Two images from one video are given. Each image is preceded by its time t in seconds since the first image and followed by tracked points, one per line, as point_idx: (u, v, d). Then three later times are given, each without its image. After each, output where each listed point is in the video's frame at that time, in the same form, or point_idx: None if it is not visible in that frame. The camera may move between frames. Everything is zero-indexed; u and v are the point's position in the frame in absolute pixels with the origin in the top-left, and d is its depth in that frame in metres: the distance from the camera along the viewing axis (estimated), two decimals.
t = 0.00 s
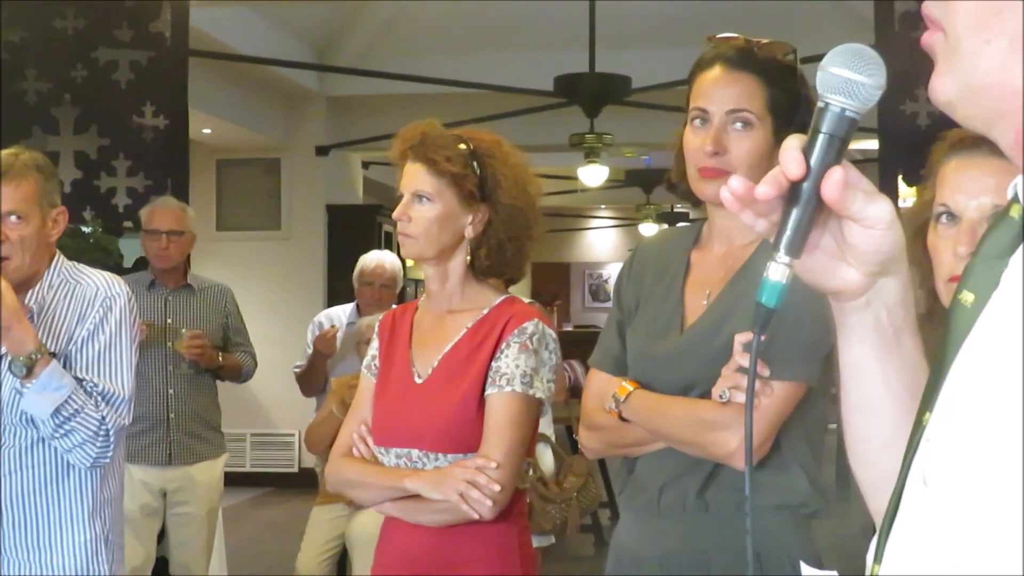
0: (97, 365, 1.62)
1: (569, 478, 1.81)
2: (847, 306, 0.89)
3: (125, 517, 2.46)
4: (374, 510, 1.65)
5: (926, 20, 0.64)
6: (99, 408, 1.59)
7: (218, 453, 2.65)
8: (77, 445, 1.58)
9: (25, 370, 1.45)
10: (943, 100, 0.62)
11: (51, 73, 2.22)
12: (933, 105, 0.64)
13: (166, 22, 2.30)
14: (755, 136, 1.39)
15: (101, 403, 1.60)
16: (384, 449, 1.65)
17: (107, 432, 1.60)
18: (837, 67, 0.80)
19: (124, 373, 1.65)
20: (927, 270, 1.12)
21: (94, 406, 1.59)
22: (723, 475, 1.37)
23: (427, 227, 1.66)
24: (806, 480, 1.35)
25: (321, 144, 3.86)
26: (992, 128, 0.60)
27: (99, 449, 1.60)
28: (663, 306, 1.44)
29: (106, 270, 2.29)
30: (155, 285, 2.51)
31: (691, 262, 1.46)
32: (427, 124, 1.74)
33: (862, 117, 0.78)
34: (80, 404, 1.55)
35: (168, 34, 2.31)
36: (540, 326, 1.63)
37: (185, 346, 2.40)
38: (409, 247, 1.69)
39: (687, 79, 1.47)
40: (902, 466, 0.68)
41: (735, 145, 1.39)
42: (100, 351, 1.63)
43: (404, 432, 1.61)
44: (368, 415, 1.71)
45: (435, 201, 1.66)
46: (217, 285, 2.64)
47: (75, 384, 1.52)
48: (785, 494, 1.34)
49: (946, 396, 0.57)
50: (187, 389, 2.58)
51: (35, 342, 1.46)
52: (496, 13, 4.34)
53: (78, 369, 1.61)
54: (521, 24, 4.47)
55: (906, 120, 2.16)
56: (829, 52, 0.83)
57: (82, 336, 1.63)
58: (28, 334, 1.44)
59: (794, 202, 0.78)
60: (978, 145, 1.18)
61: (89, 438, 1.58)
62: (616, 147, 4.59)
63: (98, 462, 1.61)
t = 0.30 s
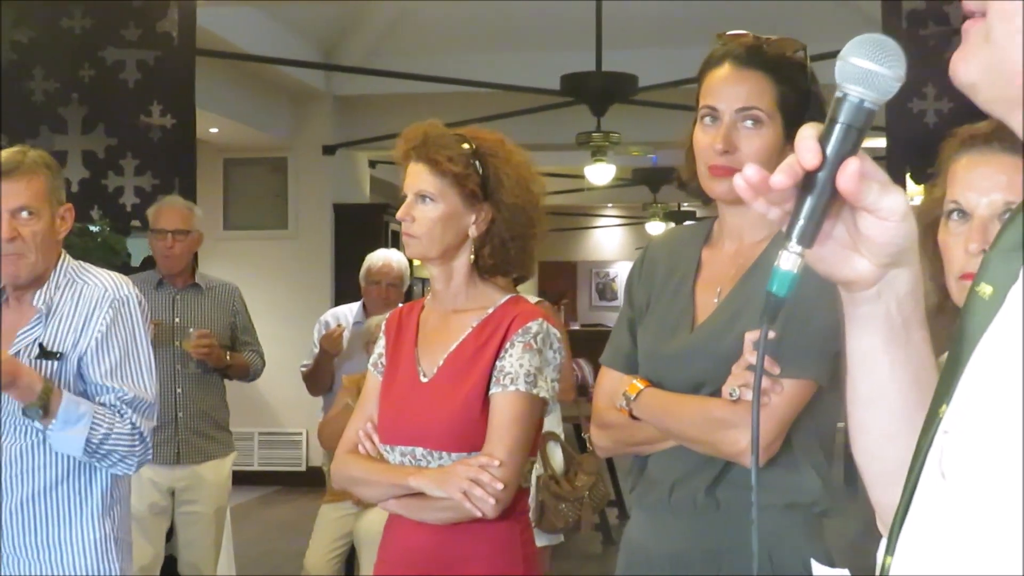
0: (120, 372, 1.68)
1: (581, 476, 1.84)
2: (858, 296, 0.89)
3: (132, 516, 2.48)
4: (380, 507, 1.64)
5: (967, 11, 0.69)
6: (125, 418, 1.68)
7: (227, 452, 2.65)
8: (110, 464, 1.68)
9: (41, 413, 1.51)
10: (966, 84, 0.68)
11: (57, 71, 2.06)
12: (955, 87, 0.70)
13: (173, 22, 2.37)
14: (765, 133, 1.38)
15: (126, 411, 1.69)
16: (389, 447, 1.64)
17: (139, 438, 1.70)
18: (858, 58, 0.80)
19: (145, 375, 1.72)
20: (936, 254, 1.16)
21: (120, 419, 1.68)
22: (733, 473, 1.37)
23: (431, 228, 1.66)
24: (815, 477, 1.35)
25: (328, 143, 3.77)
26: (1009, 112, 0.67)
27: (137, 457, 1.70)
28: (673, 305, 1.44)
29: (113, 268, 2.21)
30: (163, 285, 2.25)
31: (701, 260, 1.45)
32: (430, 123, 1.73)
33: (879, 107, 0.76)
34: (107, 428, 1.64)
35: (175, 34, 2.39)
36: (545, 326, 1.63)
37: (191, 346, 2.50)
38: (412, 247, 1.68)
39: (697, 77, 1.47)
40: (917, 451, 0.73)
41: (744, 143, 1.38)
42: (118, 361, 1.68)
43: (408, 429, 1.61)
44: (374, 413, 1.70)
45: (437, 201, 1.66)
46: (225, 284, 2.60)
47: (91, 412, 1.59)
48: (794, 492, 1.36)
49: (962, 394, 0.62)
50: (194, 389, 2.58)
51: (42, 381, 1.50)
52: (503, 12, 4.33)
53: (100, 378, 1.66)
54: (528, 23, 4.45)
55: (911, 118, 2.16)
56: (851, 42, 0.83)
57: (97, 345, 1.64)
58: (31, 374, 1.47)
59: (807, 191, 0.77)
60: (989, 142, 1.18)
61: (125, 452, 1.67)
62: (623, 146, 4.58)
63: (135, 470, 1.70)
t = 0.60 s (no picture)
0: (141, 373, 1.64)
1: (597, 472, 1.80)
2: (883, 287, 0.86)
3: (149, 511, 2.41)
4: (391, 503, 1.63)
5: None
6: (147, 423, 1.64)
7: (242, 448, 2.66)
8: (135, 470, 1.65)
9: (63, 439, 1.54)
10: (986, 74, 0.64)
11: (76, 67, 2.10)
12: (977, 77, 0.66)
13: (187, 18, 2.36)
14: (783, 129, 1.36)
15: (147, 414, 1.64)
16: (399, 442, 1.64)
17: (164, 440, 1.67)
18: (892, 48, 0.78)
19: (167, 377, 1.69)
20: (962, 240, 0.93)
21: (141, 424, 1.63)
22: (751, 471, 1.35)
23: (445, 225, 1.65)
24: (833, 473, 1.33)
25: (343, 139, 3.77)
26: None
27: (165, 459, 1.68)
28: (689, 301, 1.43)
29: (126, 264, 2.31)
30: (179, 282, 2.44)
31: (719, 255, 1.44)
32: (442, 121, 1.71)
33: (910, 98, 0.75)
34: (126, 443, 1.61)
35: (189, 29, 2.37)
36: (557, 324, 1.62)
37: (207, 343, 2.47)
38: (427, 244, 1.68)
39: (714, 72, 1.45)
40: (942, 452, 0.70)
41: (762, 138, 1.37)
42: (139, 365, 1.64)
43: (420, 425, 1.60)
44: (385, 408, 1.69)
45: (450, 199, 1.65)
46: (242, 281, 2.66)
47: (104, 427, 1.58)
48: (811, 489, 1.34)
49: (987, 385, 0.60)
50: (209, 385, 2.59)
51: (58, 405, 1.54)
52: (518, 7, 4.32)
53: (122, 380, 1.62)
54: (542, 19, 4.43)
55: (930, 113, 2.13)
56: (884, 32, 0.82)
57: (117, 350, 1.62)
58: (43, 402, 1.51)
59: (835, 179, 0.76)
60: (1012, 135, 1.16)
61: (151, 458, 1.65)
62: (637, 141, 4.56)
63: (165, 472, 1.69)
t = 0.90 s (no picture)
0: (161, 377, 1.64)
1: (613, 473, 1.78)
2: (909, 296, 0.81)
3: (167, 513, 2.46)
4: (405, 505, 1.61)
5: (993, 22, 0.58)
6: (165, 426, 1.65)
7: (258, 450, 2.67)
8: (154, 473, 1.65)
9: (82, 442, 1.56)
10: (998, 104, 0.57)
11: (93, 74, 2.30)
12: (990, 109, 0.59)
13: (205, 21, 2.34)
14: (799, 130, 1.35)
15: (167, 418, 1.65)
16: (415, 445, 1.61)
17: (183, 443, 1.67)
18: (906, 64, 0.69)
19: (189, 383, 1.69)
20: (974, 246, 0.82)
21: (160, 428, 1.64)
22: (767, 474, 1.34)
23: (474, 228, 1.61)
24: (849, 474, 1.31)
25: (358, 141, 3.77)
26: None
27: (185, 462, 1.68)
28: (705, 302, 1.41)
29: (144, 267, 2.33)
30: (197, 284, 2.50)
31: (734, 258, 1.42)
32: (461, 125, 1.70)
33: (930, 115, 0.67)
34: (142, 448, 1.61)
35: (207, 32, 2.35)
36: (578, 325, 1.61)
37: (224, 344, 2.53)
38: (452, 249, 1.63)
39: (729, 75, 1.44)
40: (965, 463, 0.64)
41: (777, 140, 1.35)
42: (159, 368, 1.64)
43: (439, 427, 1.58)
44: (394, 410, 1.65)
45: (479, 203, 1.62)
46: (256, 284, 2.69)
47: (122, 431, 1.58)
48: (829, 491, 1.31)
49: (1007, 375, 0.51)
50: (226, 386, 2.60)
51: (76, 407, 1.56)
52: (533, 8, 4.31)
53: (142, 384, 1.63)
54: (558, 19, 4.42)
55: (946, 114, 2.11)
56: (903, 45, 0.72)
57: (137, 352, 1.62)
58: (63, 405, 1.54)
59: (856, 200, 0.70)
60: None
61: (170, 462, 1.65)
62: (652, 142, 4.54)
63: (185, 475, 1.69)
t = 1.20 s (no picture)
0: (164, 379, 1.66)
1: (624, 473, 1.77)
2: (910, 285, 0.88)
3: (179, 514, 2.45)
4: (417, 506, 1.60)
5: (1009, 18, 0.74)
6: (166, 428, 1.66)
7: (269, 452, 2.72)
8: (155, 474, 1.67)
9: (82, 442, 1.56)
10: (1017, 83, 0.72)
11: (105, 74, 2.17)
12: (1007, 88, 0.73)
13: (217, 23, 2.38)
14: (809, 130, 1.33)
15: (167, 420, 1.66)
16: (429, 446, 1.60)
17: (185, 445, 1.68)
18: (896, 49, 0.73)
19: (192, 386, 1.70)
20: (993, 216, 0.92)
21: (161, 430, 1.65)
22: (780, 472, 1.33)
23: (492, 230, 1.60)
24: (859, 471, 1.31)
25: (368, 142, 3.77)
26: None
27: (187, 464, 1.69)
28: (716, 302, 1.41)
29: (158, 267, 2.34)
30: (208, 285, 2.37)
31: (745, 258, 1.41)
32: (477, 126, 1.66)
33: (919, 96, 0.73)
34: (141, 447, 1.62)
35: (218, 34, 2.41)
36: (592, 324, 1.62)
37: (237, 346, 2.50)
38: (467, 250, 1.60)
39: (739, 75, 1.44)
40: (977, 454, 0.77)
41: (788, 140, 1.34)
42: (163, 368, 1.66)
43: (451, 426, 1.57)
44: (401, 413, 1.65)
45: (498, 205, 1.60)
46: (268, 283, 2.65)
47: (121, 429, 1.59)
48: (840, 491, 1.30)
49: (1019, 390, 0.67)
50: (238, 388, 2.60)
51: (76, 408, 1.56)
52: (544, 9, 4.31)
53: (145, 386, 1.64)
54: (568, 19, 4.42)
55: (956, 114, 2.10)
56: (889, 31, 0.77)
57: (140, 351, 1.64)
58: (64, 406, 1.53)
59: (854, 182, 0.76)
60: None
61: (171, 463, 1.66)
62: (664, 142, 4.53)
63: (187, 476, 1.70)
